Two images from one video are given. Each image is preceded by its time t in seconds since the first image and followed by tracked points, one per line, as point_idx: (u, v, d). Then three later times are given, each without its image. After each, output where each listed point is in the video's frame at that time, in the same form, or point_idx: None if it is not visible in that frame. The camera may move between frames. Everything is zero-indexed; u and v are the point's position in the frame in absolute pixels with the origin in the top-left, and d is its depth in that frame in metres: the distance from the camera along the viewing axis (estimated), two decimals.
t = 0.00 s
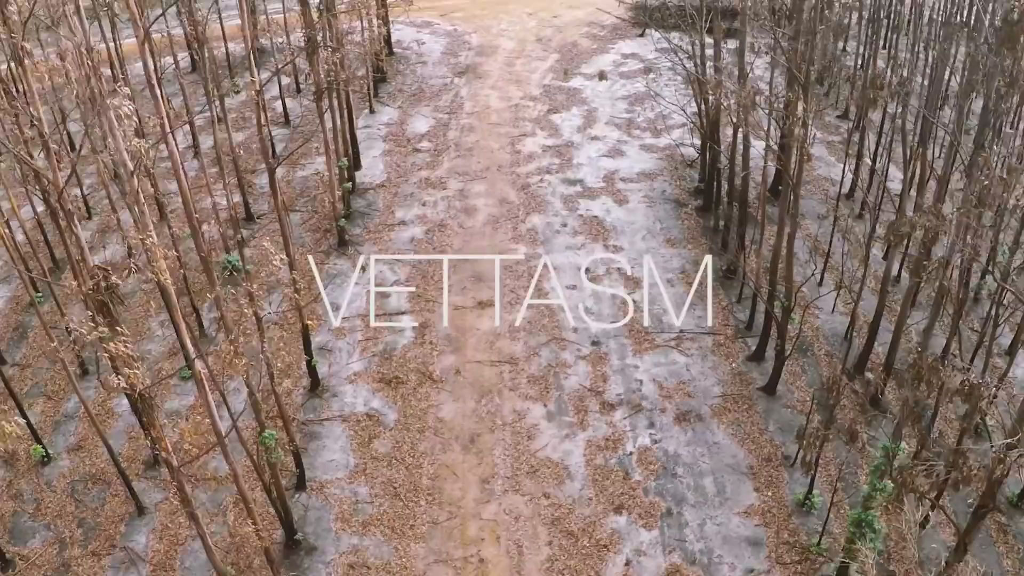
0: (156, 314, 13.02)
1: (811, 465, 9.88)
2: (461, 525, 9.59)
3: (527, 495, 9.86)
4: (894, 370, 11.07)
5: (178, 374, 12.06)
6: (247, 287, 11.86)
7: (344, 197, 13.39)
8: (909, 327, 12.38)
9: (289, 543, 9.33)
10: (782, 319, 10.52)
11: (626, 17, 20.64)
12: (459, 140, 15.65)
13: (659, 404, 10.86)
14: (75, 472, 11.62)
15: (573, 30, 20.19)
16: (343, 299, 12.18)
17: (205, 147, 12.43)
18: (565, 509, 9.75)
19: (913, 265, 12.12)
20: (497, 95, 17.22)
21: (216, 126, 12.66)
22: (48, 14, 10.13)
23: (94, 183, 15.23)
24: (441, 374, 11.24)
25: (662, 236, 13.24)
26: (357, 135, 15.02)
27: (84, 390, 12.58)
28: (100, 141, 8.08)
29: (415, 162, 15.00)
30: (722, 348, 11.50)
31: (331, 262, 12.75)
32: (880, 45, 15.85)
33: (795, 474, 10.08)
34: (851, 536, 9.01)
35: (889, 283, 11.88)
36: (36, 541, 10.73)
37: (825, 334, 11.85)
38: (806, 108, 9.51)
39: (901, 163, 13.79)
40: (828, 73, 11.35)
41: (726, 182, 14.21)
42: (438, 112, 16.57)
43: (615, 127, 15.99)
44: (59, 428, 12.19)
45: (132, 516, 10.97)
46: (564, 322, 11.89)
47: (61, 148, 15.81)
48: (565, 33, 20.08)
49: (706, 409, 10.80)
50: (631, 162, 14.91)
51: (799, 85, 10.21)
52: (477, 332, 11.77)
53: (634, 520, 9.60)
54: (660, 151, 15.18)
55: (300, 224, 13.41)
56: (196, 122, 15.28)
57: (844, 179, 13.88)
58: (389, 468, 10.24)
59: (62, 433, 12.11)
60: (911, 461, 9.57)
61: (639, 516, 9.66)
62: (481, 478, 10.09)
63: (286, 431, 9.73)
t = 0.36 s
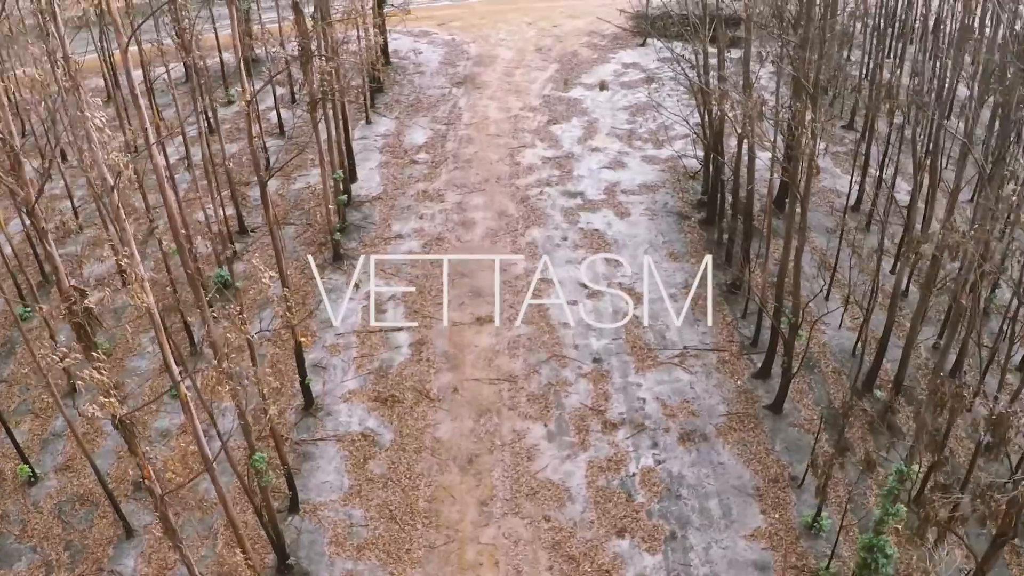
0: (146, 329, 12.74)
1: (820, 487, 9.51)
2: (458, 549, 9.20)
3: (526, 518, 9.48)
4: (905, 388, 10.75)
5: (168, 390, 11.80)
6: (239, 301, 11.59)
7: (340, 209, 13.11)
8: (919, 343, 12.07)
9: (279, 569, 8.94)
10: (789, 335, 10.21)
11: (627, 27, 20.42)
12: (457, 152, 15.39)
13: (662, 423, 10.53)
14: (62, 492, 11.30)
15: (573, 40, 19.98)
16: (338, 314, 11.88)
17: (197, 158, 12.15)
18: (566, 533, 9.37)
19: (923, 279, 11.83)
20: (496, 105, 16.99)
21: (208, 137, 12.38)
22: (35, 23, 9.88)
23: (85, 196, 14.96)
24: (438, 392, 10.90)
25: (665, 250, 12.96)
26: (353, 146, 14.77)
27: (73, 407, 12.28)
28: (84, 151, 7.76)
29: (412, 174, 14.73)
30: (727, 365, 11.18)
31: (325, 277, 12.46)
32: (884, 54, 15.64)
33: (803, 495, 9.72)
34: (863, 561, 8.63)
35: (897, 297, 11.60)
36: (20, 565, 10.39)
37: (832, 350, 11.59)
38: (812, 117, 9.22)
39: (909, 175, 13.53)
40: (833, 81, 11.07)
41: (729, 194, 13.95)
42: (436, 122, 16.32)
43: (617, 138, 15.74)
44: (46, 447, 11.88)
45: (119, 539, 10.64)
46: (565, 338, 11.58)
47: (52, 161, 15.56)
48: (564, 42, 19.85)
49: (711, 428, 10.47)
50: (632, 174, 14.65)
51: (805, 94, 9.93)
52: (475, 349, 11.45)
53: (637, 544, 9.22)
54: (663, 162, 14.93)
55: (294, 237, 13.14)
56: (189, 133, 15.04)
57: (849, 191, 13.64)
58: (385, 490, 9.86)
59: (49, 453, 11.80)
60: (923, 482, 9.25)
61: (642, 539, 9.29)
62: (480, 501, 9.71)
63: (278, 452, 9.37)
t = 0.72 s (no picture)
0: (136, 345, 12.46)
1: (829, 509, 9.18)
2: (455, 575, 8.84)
3: (525, 542, 9.12)
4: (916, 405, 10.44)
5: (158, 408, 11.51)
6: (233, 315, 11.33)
7: (335, 222, 12.84)
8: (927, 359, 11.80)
9: None
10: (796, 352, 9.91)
11: (627, 36, 20.21)
12: (455, 163, 15.14)
13: (665, 443, 10.20)
14: (49, 513, 10.99)
15: (572, 50, 19.76)
16: (333, 331, 11.58)
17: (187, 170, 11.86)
18: (567, 558, 9.02)
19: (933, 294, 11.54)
20: (495, 116, 16.75)
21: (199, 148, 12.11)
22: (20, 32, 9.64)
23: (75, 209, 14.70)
24: (435, 411, 10.58)
25: (667, 264, 12.69)
26: (348, 158, 14.51)
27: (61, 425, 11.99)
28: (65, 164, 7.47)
29: (408, 186, 14.48)
30: (732, 383, 10.89)
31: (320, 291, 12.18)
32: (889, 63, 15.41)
33: (811, 517, 9.38)
34: None
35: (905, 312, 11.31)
36: None
37: (838, 366, 11.34)
38: (820, 128, 8.89)
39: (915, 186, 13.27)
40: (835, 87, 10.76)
41: (733, 207, 13.69)
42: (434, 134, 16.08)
43: (617, 149, 15.50)
44: (34, 466, 11.59)
45: (106, 562, 10.33)
46: (565, 355, 11.27)
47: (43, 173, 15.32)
48: (564, 52, 19.64)
49: (716, 447, 10.15)
50: (633, 186, 14.39)
51: (811, 104, 9.63)
52: (473, 367, 11.14)
53: (640, 570, 8.87)
54: (664, 174, 14.67)
55: (287, 251, 12.87)
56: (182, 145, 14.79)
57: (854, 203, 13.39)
58: (380, 512, 9.51)
59: (36, 472, 11.50)
60: (934, 503, 8.97)
61: (645, 564, 8.93)
62: (477, 524, 9.36)
63: (269, 474, 9.04)
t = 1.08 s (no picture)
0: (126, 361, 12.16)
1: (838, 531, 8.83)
2: None
3: (525, 568, 8.75)
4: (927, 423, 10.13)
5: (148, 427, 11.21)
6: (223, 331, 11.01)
7: (329, 234, 12.57)
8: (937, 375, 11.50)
9: None
10: (802, 370, 9.63)
11: (627, 46, 20.01)
12: (452, 175, 14.88)
13: (669, 463, 9.88)
14: (35, 535, 10.67)
15: (571, 59, 19.55)
16: (327, 348, 11.29)
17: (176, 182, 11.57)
18: None
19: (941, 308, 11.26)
20: (493, 127, 16.51)
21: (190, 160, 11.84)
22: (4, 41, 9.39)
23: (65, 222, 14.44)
24: (431, 430, 10.26)
25: (669, 278, 12.43)
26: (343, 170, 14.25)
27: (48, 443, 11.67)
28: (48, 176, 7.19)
29: (405, 199, 14.22)
30: (736, 401, 10.59)
31: (313, 306, 11.91)
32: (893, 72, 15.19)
33: (819, 539, 9.04)
34: None
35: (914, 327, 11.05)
36: None
37: (845, 383, 11.07)
38: (828, 136, 8.57)
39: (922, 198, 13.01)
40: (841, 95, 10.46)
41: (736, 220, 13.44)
42: (431, 145, 15.84)
43: (617, 160, 15.26)
44: (19, 486, 11.26)
45: None
46: (565, 372, 10.97)
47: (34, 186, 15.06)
48: (563, 62, 19.43)
49: (720, 468, 9.83)
50: (634, 198, 14.13)
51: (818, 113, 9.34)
52: (470, 385, 10.83)
53: None
54: (666, 186, 14.43)
55: (280, 265, 12.60)
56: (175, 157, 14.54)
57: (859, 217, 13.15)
58: (374, 536, 9.15)
59: (22, 492, 11.18)
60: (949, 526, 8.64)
61: None
62: (475, 547, 8.99)
63: (259, 497, 8.71)
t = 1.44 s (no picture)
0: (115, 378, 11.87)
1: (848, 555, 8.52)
2: None
3: None
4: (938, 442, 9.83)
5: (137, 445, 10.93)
6: (214, 347, 10.73)
7: (324, 248, 12.32)
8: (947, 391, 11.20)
9: None
10: (808, 388, 9.35)
11: (627, 55, 19.82)
12: (449, 188, 14.64)
13: (672, 483, 9.57)
14: (19, 558, 10.35)
15: (570, 69, 19.35)
16: (321, 365, 11.02)
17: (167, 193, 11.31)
18: None
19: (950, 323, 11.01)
20: (491, 138, 16.28)
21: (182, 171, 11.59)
22: None
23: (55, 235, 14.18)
24: (428, 450, 9.95)
25: (671, 292, 12.17)
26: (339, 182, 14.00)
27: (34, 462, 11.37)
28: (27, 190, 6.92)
29: (401, 212, 13.97)
30: (741, 419, 10.31)
31: (307, 322, 11.65)
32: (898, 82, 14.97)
33: (828, 562, 8.72)
34: None
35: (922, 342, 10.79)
36: None
37: (852, 400, 10.79)
38: (835, 147, 8.30)
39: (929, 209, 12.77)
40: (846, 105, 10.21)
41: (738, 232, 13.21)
42: (428, 156, 15.60)
43: (618, 171, 15.03)
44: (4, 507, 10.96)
45: None
46: (564, 390, 10.69)
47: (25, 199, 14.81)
48: (563, 71, 19.22)
49: (725, 488, 9.52)
50: (635, 211, 13.89)
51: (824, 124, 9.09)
52: (468, 403, 10.53)
53: None
54: (667, 198, 14.18)
55: (274, 279, 12.34)
56: (168, 169, 14.31)
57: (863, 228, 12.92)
58: (368, 560, 8.81)
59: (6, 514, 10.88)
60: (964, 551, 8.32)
61: None
62: (472, 572, 8.65)
63: (249, 521, 8.40)
